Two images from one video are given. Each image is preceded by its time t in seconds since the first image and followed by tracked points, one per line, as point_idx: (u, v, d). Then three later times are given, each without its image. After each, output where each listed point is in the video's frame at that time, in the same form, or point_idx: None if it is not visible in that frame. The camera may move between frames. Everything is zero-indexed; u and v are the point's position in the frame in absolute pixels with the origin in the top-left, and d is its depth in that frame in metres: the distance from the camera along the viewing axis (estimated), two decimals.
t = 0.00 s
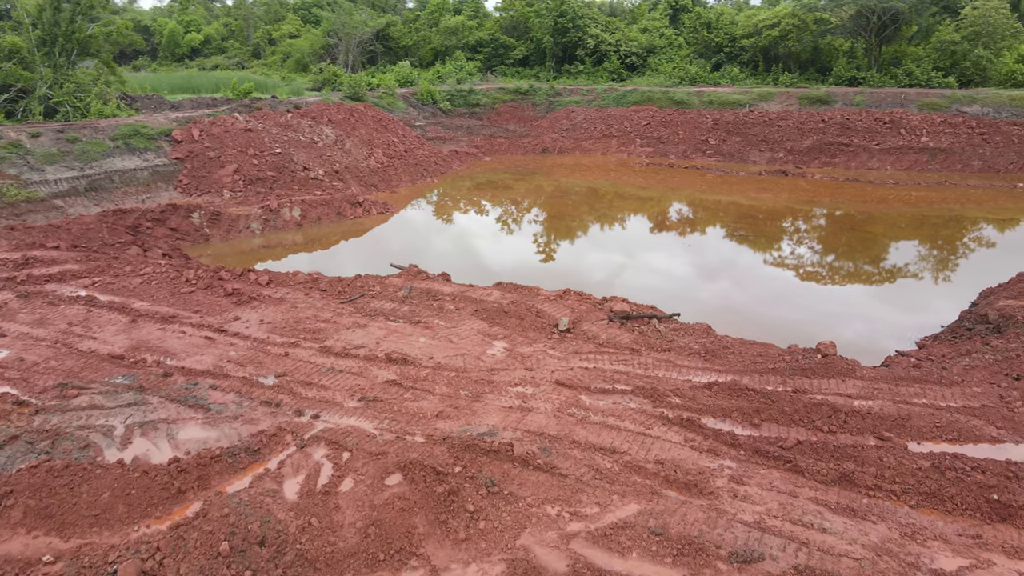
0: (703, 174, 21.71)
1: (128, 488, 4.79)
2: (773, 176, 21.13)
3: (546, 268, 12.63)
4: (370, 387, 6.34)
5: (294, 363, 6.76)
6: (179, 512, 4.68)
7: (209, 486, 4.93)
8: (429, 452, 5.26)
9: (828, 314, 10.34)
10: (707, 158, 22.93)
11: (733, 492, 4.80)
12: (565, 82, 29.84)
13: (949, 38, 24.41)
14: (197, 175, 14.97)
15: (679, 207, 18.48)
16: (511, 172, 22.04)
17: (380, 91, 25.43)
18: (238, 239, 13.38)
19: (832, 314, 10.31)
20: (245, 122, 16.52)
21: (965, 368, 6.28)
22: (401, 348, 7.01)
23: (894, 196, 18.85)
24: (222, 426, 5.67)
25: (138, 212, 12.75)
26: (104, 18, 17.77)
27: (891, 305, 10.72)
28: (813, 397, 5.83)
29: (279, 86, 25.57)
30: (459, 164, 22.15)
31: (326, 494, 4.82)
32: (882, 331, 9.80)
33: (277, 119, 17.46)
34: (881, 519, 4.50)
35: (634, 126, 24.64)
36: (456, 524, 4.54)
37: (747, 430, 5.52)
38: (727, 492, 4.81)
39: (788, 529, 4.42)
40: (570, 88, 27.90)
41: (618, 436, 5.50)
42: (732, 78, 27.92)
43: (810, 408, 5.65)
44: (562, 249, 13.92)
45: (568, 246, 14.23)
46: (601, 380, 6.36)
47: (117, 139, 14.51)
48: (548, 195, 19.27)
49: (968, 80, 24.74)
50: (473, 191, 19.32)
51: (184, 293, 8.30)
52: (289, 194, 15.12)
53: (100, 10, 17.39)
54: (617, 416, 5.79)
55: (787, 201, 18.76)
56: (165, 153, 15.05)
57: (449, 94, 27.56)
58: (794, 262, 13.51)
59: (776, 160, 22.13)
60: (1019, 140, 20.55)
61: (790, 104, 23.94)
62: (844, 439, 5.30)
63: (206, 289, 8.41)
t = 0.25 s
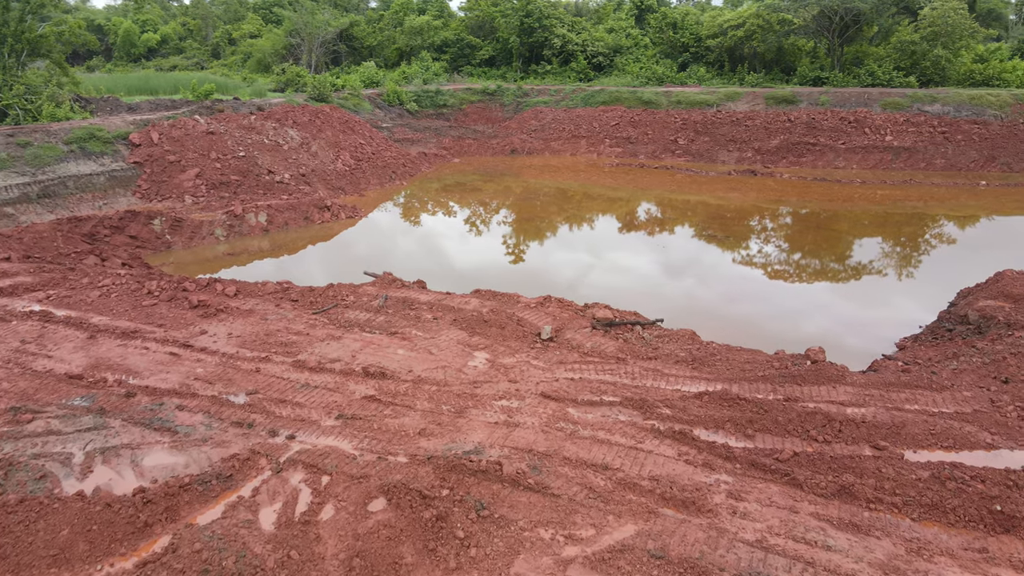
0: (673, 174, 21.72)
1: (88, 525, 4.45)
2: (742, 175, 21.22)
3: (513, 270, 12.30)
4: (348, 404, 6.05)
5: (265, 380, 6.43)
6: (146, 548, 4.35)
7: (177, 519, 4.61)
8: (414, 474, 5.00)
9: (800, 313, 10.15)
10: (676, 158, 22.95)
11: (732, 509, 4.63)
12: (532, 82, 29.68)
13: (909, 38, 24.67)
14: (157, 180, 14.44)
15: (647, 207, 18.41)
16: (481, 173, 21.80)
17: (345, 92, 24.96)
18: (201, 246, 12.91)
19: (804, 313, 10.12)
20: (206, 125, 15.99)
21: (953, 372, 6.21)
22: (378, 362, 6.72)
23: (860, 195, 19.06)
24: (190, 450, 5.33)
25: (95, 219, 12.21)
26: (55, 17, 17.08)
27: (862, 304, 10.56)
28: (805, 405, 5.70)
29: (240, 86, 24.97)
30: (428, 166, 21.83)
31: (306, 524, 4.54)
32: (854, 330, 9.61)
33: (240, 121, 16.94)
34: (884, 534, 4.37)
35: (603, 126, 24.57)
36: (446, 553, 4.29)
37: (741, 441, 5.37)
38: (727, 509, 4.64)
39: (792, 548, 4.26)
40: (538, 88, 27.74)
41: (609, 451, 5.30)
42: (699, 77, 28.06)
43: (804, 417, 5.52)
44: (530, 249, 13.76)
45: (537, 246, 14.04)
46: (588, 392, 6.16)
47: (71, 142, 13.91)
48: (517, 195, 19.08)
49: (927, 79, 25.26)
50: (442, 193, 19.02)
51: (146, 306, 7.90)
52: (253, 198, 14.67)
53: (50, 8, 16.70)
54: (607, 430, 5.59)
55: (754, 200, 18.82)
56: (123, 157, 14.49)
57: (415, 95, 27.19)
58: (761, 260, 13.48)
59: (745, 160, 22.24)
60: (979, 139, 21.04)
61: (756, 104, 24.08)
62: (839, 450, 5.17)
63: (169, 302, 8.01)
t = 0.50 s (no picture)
0: (662, 174, 21.58)
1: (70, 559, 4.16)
2: (733, 176, 21.11)
3: (497, 271, 12.01)
4: (344, 421, 5.79)
5: (256, 395, 6.15)
6: None
7: (166, 550, 4.34)
8: (416, 497, 4.75)
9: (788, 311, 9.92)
10: (666, 158, 22.82)
11: (751, 531, 4.42)
12: (519, 83, 29.44)
13: (895, 38, 24.64)
14: (138, 183, 14.06)
15: (635, 207, 18.29)
16: (469, 175, 21.55)
17: (330, 93, 24.60)
18: (185, 252, 12.56)
19: (791, 312, 9.89)
20: (188, 126, 15.61)
21: (967, 382, 6.05)
22: (374, 374, 6.46)
23: (849, 195, 19.02)
24: (178, 474, 5.04)
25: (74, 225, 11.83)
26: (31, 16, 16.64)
27: (852, 302, 10.33)
28: (819, 418, 5.52)
29: (223, 87, 24.55)
30: (415, 168, 21.53)
31: (303, 555, 4.28)
32: (844, 328, 9.38)
33: (223, 123, 16.57)
34: (911, 556, 4.18)
35: (591, 127, 24.39)
36: None
37: (755, 457, 5.17)
38: (745, 531, 4.44)
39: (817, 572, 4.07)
40: (525, 88, 27.52)
41: (619, 470, 5.08)
42: (686, 78, 27.97)
43: (819, 431, 5.33)
44: (518, 251, 13.52)
45: (525, 247, 13.81)
46: (593, 405, 5.94)
47: (49, 145, 13.51)
48: (506, 197, 18.85)
49: (913, 79, 25.30)
50: (431, 195, 18.75)
51: (129, 317, 7.58)
52: (238, 202, 14.33)
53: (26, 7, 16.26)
54: (616, 446, 5.38)
55: (743, 200, 18.73)
56: (103, 161, 14.10)
57: (401, 95, 26.87)
58: (751, 260, 13.32)
59: (734, 160, 22.15)
60: (967, 139, 21.07)
61: (745, 104, 23.98)
62: (858, 466, 4.99)
63: (153, 312, 7.70)
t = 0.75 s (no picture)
0: (665, 176, 21.35)
1: None
2: (737, 178, 20.88)
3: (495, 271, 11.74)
4: (350, 438, 5.54)
5: (259, 410, 5.90)
6: None
7: None
8: (429, 523, 4.51)
9: (785, 311, 9.64)
10: (669, 160, 22.60)
11: (783, 559, 4.19)
12: (520, 83, 29.19)
13: (899, 38, 24.39)
14: (135, 186, 13.80)
15: (636, 208, 18.12)
16: (470, 176, 21.31)
17: (329, 93, 24.34)
18: (183, 256, 12.31)
19: (787, 312, 9.61)
20: (186, 127, 15.33)
21: (999, 396, 5.82)
22: (381, 388, 6.22)
23: (854, 196, 18.82)
24: (178, 496, 4.80)
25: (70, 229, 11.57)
26: (26, 15, 16.36)
27: (852, 302, 10.05)
28: (847, 436, 5.28)
29: (220, 87, 24.28)
30: (416, 169, 21.28)
31: None
32: (842, 327, 9.08)
33: (222, 124, 16.30)
34: None
35: (594, 127, 24.17)
36: None
37: (783, 477, 4.93)
38: (777, 559, 4.20)
39: None
40: (526, 89, 27.28)
41: (641, 491, 4.84)
42: (689, 78, 27.75)
43: (848, 449, 5.09)
44: (517, 252, 13.25)
45: (525, 248, 13.53)
46: (610, 420, 5.71)
47: (44, 147, 13.26)
48: (507, 198, 18.61)
49: (917, 80, 25.08)
50: (432, 197, 18.50)
51: (126, 326, 7.33)
52: (237, 205, 14.07)
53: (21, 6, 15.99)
54: (636, 464, 5.14)
55: (747, 201, 18.53)
56: (100, 163, 13.85)
57: (401, 96, 26.61)
58: (754, 261, 13.06)
59: (738, 162, 21.94)
60: (974, 140, 20.86)
61: (748, 105, 23.74)
62: (892, 488, 4.75)
63: (152, 322, 7.45)
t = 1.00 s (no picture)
0: (668, 177, 21.12)
1: None
2: (742, 179, 20.64)
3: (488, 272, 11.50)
4: (357, 456, 5.30)
5: (261, 426, 5.65)
6: None
7: None
8: (442, 551, 4.27)
9: (783, 310, 9.43)
10: (672, 161, 22.37)
11: None
12: (521, 84, 28.95)
13: (903, 38, 24.24)
14: (133, 189, 13.54)
15: (637, 209, 17.92)
16: (472, 177, 21.07)
17: (329, 94, 24.08)
18: (181, 261, 12.05)
19: (784, 311, 9.40)
20: (185, 129, 15.06)
21: None
22: (388, 403, 5.97)
23: (859, 198, 18.61)
24: (176, 522, 4.56)
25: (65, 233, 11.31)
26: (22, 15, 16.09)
27: (850, 302, 9.85)
28: (877, 454, 5.05)
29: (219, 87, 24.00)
30: (417, 171, 21.04)
31: None
32: (841, 327, 8.86)
33: (221, 125, 16.04)
34: None
35: (596, 128, 23.94)
36: None
37: (812, 500, 4.70)
38: None
39: None
40: (527, 89, 27.04)
41: (663, 515, 4.60)
42: (691, 79, 27.54)
43: (879, 469, 4.86)
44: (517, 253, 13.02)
45: (527, 250, 13.29)
46: (628, 437, 5.46)
47: (39, 149, 13.03)
48: (508, 200, 18.38)
49: (922, 80, 24.87)
50: (434, 199, 18.25)
51: (122, 337, 7.08)
52: (236, 208, 13.81)
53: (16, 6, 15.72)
54: (659, 486, 4.89)
55: (750, 203, 18.32)
56: (96, 166, 13.61)
57: (401, 96, 26.36)
58: (756, 263, 12.82)
59: (742, 163, 21.72)
60: (981, 141, 20.65)
61: (752, 105, 23.52)
62: (928, 512, 4.52)
63: (148, 332, 7.20)
